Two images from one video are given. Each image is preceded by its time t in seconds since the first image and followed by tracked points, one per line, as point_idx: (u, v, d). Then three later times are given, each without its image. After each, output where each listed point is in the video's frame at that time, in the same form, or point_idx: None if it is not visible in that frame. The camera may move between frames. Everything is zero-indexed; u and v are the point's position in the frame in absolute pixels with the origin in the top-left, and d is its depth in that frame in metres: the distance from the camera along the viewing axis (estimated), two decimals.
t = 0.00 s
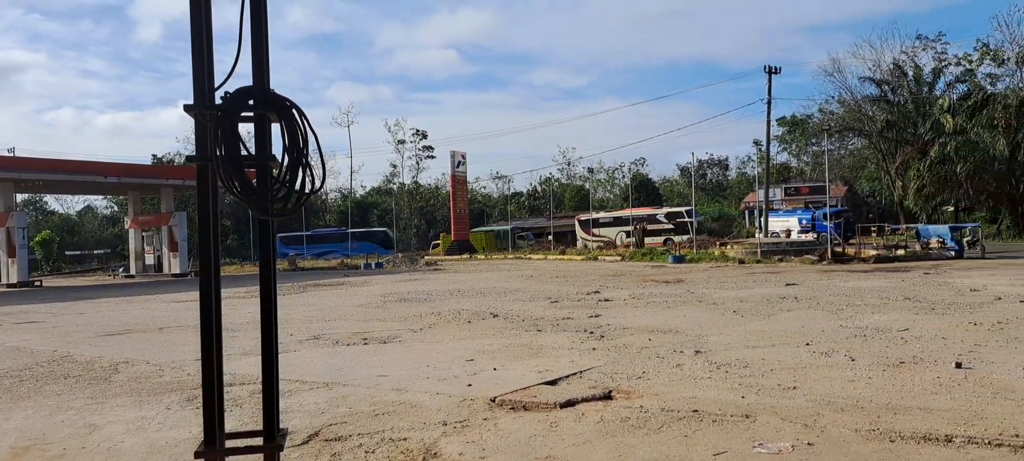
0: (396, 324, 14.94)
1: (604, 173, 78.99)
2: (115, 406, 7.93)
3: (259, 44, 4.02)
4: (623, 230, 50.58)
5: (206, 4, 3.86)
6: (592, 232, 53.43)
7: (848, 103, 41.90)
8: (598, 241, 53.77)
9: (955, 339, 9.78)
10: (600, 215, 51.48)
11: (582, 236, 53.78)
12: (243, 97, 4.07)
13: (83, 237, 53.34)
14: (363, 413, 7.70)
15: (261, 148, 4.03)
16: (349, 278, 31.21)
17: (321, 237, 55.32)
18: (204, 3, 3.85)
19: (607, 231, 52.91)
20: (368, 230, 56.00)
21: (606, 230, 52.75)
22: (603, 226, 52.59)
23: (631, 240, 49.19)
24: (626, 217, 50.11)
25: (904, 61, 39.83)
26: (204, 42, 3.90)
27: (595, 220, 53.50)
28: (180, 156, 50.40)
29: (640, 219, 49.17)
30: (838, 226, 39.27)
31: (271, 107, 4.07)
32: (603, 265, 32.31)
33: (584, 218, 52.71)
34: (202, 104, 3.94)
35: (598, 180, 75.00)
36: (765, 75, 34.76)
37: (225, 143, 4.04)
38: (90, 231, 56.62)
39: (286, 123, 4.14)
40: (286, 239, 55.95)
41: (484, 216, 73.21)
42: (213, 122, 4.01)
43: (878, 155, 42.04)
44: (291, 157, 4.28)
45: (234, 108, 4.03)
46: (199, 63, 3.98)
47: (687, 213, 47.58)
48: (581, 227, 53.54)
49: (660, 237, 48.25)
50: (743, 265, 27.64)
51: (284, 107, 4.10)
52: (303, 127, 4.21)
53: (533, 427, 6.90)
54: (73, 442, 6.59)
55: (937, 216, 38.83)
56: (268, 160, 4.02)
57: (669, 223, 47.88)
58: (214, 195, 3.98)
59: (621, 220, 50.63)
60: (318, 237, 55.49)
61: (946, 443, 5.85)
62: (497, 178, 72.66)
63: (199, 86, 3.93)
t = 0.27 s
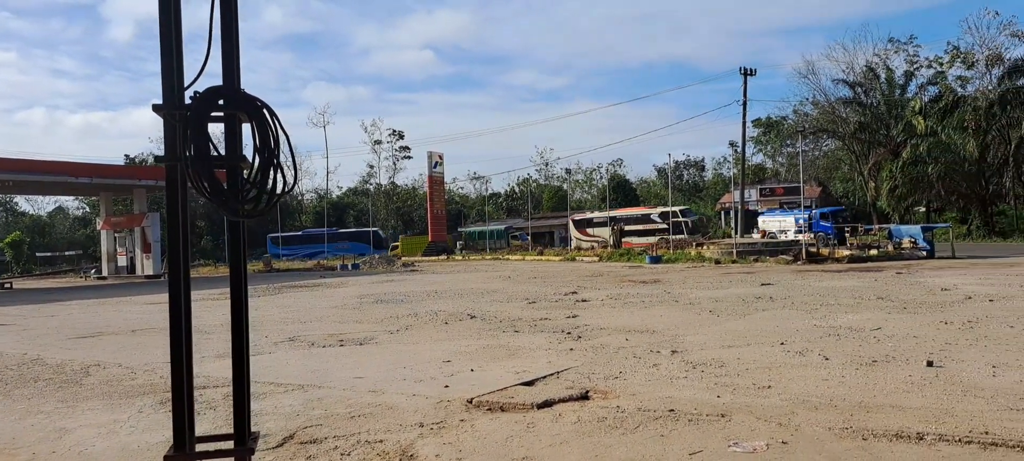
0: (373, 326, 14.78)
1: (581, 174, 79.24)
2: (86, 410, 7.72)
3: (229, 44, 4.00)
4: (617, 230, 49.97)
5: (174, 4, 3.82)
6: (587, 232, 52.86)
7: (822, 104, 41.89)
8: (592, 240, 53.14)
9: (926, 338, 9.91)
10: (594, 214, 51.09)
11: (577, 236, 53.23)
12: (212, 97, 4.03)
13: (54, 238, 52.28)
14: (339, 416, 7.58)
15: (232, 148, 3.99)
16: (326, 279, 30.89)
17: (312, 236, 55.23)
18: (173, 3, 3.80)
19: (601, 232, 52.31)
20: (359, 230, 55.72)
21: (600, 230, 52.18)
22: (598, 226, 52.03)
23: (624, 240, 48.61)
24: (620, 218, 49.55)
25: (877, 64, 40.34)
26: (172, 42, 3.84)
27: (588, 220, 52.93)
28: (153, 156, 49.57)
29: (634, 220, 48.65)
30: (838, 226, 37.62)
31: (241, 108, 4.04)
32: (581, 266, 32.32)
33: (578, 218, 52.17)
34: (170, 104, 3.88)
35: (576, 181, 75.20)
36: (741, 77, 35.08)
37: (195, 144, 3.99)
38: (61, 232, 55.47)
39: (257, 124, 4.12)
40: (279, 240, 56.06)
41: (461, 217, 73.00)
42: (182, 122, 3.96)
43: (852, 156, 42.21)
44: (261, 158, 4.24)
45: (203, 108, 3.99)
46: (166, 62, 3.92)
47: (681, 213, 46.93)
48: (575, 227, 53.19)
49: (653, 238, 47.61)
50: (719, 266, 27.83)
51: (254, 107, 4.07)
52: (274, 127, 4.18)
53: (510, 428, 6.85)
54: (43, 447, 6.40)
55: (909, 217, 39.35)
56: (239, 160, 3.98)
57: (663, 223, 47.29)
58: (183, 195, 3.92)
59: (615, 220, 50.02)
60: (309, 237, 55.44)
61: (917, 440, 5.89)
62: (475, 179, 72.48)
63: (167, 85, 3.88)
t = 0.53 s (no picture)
0: (368, 327, 14.74)
1: (577, 176, 79.25)
2: (80, 413, 7.66)
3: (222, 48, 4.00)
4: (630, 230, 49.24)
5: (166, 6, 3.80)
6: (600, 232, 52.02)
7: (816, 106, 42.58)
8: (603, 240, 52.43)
9: (922, 339, 9.92)
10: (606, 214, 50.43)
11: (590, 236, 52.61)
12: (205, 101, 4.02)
13: (49, 240, 52.08)
14: (334, 418, 7.54)
15: (224, 152, 3.98)
16: (322, 281, 30.83)
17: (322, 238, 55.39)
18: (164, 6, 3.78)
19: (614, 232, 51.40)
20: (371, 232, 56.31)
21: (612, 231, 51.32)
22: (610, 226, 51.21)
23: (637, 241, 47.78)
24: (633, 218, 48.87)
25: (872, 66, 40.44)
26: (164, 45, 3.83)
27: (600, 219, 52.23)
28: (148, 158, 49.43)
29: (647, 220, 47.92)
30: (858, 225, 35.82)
31: (234, 112, 4.05)
32: (576, 267, 32.30)
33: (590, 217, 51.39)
34: (163, 108, 3.87)
35: (572, 182, 75.24)
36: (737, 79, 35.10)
37: (187, 148, 3.98)
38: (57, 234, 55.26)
39: (250, 127, 4.11)
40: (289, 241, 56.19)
41: (457, 218, 72.97)
42: (174, 126, 3.94)
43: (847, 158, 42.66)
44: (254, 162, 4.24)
45: (194, 112, 3.98)
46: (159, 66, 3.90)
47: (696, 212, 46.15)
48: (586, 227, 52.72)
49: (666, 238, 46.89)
50: (715, 267, 27.86)
51: (248, 111, 4.07)
52: (267, 131, 4.19)
53: (505, 430, 6.82)
54: (37, 450, 6.34)
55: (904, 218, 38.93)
56: (232, 163, 3.97)
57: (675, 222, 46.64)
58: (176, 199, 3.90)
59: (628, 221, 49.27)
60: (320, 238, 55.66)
61: (912, 442, 5.88)
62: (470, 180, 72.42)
63: (159, 88, 3.86)
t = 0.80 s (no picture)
0: (364, 329, 14.70)
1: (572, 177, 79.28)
2: (74, 415, 7.60)
3: (214, 50, 3.95)
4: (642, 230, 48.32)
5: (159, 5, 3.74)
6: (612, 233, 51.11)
7: (811, 108, 42.64)
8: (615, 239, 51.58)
9: (916, 339, 9.94)
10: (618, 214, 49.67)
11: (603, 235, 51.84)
12: (197, 102, 3.98)
13: (42, 242, 51.85)
14: (329, 420, 7.50)
15: (217, 154, 3.93)
16: (317, 282, 30.78)
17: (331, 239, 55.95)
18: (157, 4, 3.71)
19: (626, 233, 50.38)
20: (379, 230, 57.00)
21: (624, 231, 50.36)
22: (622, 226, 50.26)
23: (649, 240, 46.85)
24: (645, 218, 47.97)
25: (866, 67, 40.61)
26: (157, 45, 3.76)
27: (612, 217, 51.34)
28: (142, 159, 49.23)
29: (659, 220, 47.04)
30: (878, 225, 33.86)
31: (227, 114, 4.01)
32: (571, 268, 32.25)
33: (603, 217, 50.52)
34: (156, 111, 3.81)
35: (567, 183, 75.21)
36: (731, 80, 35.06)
37: (180, 150, 3.95)
38: (50, 235, 55.02)
39: (244, 128, 4.09)
40: (299, 240, 56.89)
41: (452, 220, 72.94)
42: (167, 128, 3.89)
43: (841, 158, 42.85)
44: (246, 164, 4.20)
45: (188, 113, 3.94)
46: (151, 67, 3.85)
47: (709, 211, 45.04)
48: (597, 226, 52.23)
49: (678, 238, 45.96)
50: (710, 268, 27.90)
51: (240, 113, 4.04)
52: (260, 133, 4.15)
53: (501, 431, 6.80)
54: (31, 452, 6.31)
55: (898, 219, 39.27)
56: (225, 165, 3.93)
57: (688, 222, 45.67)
58: (169, 202, 3.86)
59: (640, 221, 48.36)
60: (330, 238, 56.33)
61: (906, 442, 5.88)
62: (465, 181, 72.28)
63: (152, 89, 3.80)
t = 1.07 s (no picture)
0: (351, 331, 14.61)
1: (561, 178, 79.43)
2: (58, 418, 7.49)
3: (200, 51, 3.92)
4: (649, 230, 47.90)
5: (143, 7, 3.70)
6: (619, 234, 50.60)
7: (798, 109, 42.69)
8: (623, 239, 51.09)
9: (901, 340, 9.99)
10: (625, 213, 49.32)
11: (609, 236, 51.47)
12: (183, 103, 3.95)
13: (27, 244, 51.28)
14: (316, 422, 7.43)
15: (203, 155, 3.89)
16: (305, 284, 30.60)
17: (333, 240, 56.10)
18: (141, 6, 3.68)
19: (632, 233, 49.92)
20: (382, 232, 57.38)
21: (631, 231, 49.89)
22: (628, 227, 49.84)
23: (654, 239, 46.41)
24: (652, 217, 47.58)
25: (853, 70, 40.85)
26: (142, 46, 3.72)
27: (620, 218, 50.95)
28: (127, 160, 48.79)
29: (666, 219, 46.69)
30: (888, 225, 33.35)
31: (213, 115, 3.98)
32: (560, 269, 32.22)
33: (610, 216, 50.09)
34: (141, 111, 3.77)
35: (556, 184, 75.28)
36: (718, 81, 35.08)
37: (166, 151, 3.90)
38: (34, 237, 54.38)
39: (230, 130, 4.05)
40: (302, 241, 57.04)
41: (440, 221, 72.84)
42: (152, 129, 3.84)
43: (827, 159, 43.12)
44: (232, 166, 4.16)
45: (173, 114, 3.90)
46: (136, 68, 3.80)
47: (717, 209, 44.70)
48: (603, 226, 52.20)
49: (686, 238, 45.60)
50: (697, 269, 28.00)
51: (226, 115, 4.02)
52: (246, 134, 4.13)
53: (489, 433, 6.77)
54: (13, 456, 6.20)
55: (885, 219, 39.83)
56: (210, 166, 3.96)
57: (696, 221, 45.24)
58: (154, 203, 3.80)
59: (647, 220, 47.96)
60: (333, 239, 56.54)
61: (892, 442, 5.90)
62: (454, 183, 72.12)
63: (137, 90, 3.75)
